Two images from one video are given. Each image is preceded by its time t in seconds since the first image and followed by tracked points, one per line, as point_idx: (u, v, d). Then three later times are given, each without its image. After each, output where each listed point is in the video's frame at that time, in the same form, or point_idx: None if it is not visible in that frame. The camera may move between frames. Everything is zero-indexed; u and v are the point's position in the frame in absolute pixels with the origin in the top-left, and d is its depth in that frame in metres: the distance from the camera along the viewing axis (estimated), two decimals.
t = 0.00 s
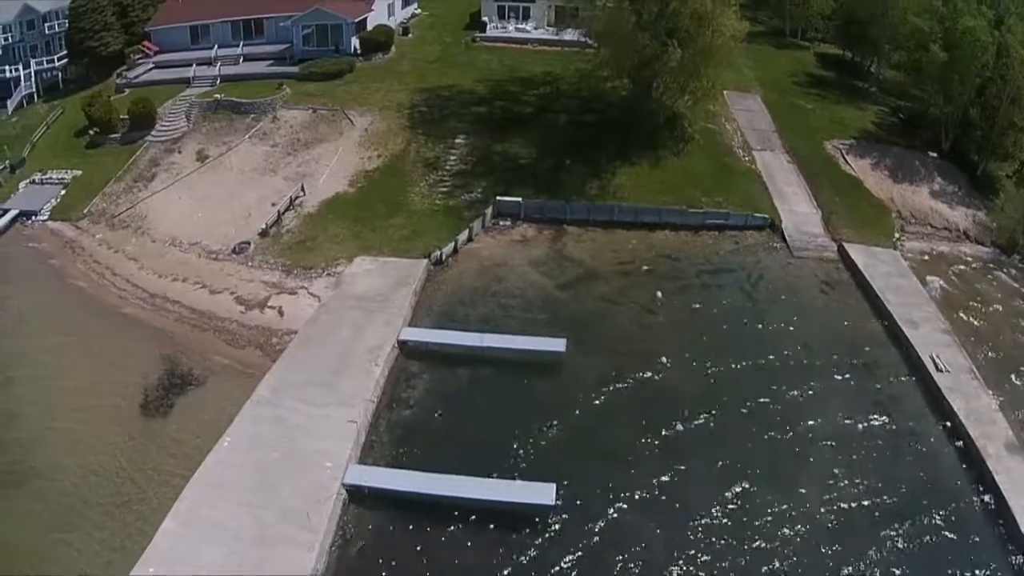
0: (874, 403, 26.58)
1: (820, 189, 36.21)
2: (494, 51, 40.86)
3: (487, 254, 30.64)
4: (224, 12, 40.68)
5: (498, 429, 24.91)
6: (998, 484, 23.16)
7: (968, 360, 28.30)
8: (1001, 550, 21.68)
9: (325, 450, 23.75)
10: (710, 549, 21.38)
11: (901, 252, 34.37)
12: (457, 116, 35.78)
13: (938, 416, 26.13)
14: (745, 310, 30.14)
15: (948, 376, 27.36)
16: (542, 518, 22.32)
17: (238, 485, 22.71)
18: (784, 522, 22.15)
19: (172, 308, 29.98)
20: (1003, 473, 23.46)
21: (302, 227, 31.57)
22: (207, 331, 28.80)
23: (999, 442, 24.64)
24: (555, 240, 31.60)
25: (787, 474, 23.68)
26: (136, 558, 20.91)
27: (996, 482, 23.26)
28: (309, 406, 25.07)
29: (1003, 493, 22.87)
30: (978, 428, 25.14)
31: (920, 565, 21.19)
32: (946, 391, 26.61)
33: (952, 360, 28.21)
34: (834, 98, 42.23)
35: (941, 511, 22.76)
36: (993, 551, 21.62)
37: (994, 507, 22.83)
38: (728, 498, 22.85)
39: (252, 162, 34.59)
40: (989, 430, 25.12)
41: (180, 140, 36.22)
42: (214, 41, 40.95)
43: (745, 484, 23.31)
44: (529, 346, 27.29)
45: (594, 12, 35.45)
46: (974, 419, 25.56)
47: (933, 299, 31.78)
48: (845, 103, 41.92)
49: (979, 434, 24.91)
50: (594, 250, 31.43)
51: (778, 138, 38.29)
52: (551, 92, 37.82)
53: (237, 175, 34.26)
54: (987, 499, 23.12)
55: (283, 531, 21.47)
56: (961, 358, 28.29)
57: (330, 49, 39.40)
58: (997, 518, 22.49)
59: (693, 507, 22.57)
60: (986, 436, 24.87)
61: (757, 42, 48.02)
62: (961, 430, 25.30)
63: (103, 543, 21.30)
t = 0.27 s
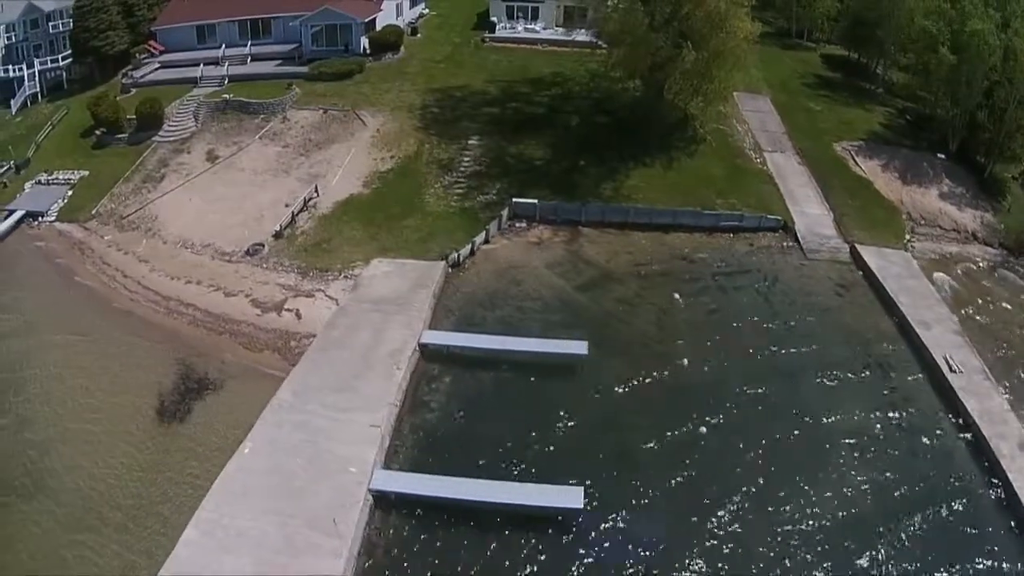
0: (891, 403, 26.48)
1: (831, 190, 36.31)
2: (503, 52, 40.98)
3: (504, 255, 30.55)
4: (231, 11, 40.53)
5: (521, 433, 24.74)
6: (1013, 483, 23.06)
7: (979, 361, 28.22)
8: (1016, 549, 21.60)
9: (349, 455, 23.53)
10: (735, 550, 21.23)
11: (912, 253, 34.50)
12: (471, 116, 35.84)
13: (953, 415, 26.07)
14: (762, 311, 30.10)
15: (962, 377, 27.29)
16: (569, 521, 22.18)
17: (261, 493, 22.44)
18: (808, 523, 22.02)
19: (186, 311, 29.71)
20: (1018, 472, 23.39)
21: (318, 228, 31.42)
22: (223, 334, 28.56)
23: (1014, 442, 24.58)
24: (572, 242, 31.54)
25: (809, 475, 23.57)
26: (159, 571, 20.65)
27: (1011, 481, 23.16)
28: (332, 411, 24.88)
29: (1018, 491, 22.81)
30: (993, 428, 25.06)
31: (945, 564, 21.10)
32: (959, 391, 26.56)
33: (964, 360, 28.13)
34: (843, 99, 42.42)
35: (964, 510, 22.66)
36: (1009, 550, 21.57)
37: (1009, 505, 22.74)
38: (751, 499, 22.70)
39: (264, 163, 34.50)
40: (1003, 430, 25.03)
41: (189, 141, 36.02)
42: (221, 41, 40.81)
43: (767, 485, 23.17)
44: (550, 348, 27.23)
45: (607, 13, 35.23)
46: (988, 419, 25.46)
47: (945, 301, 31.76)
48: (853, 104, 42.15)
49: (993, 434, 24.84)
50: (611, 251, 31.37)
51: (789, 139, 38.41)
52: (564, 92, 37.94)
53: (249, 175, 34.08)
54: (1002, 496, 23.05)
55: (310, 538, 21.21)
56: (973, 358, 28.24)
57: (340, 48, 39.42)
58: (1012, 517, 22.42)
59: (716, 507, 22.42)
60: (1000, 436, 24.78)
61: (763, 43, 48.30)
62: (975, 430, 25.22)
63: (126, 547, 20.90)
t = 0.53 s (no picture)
0: (907, 404, 26.34)
1: (844, 192, 36.39)
2: (512, 52, 41.54)
3: (522, 256, 30.69)
4: (240, 11, 40.81)
5: (547, 435, 24.52)
6: None
7: (991, 361, 28.08)
8: None
9: (375, 460, 23.18)
10: (766, 555, 20.97)
11: (923, 253, 34.59)
12: (485, 117, 36.26)
13: (967, 416, 25.97)
14: (780, 313, 30.02)
15: (975, 378, 27.14)
16: (600, 525, 21.90)
17: (287, 499, 21.95)
18: (837, 527, 21.79)
19: (202, 313, 29.29)
20: None
21: (335, 229, 31.48)
22: (241, 337, 28.19)
23: None
24: (588, 243, 31.63)
25: (832, 477, 23.42)
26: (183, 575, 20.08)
27: None
28: (357, 415, 24.59)
29: None
30: (1008, 429, 24.91)
31: (975, 567, 20.94)
32: (973, 391, 26.46)
33: (976, 361, 28.00)
34: (852, 101, 42.71)
35: (990, 513, 22.51)
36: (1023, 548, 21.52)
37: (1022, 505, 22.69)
38: (779, 506, 22.46)
39: (277, 162, 34.63)
40: (1019, 430, 24.87)
41: (199, 141, 35.90)
42: (228, 40, 41.10)
43: (794, 491, 22.94)
44: (573, 351, 27.16)
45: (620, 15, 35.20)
46: (1003, 420, 25.33)
47: (957, 303, 31.64)
48: (862, 105, 42.44)
49: (1008, 435, 24.70)
50: (629, 253, 31.45)
51: (800, 141, 38.65)
52: (576, 92, 38.36)
53: (262, 175, 34.09)
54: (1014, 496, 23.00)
55: (340, 543, 20.73)
56: (986, 358, 28.13)
57: (351, 48, 39.93)
58: None
59: (745, 512, 22.16)
60: (1015, 436, 24.65)
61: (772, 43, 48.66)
62: (989, 431, 25.09)
63: (147, 553, 20.39)
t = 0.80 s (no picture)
0: (923, 404, 26.26)
1: (856, 192, 36.44)
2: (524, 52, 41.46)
3: (542, 256, 30.61)
4: (248, 9, 40.49)
5: (572, 437, 24.36)
6: None
7: (1004, 362, 27.99)
8: None
9: (402, 463, 22.94)
10: (793, 556, 20.89)
11: (936, 254, 34.64)
12: (502, 116, 36.21)
13: (982, 415, 25.91)
14: (798, 313, 29.94)
15: (989, 377, 27.10)
16: (628, 527, 21.76)
17: (314, 504, 21.67)
18: (862, 529, 21.71)
19: (220, 315, 28.96)
20: None
21: (352, 228, 31.33)
22: (259, 338, 27.92)
23: None
24: (607, 244, 31.59)
25: (853, 476, 23.37)
26: None
27: None
28: (382, 418, 24.30)
29: None
30: None
31: (999, 568, 20.89)
32: (988, 391, 26.39)
33: (990, 361, 27.92)
34: (862, 102, 42.78)
35: (1013, 513, 22.42)
36: None
37: None
38: (804, 507, 22.33)
39: (291, 161, 34.45)
40: None
41: (209, 140, 35.66)
42: (237, 39, 40.73)
43: (819, 492, 22.81)
44: (596, 352, 27.05)
45: (635, 16, 35.19)
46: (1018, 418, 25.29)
47: (970, 304, 31.57)
48: (871, 105, 42.61)
49: None
50: (648, 254, 31.43)
51: (812, 142, 38.80)
52: (590, 92, 38.46)
53: (276, 175, 33.89)
54: None
55: (369, 549, 20.48)
56: (999, 359, 28.06)
57: (362, 47, 39.85)
58: None
59: (769, 513, 22.08)
60: None
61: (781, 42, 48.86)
62: (1004, 430, 25.05)
63: (170, 557, 20.63)
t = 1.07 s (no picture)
0: (939, 404, 26.07)
1: (870, 194, 36.48)
2: (537, 52, 41.66)
3: (563, 257, 30.58)
4: (260, 7, 40.77)
5: (598, 438, 24.15)
6: None
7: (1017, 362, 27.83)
8: None
9: (432, 465, 22.67)
10: (821, 558, 20.81)
11: (950, 256, 34.60)
12: (519, 117, 36.29)
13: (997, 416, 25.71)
14: (817, 313, 29.84)
15: (1004, 377, 26.89)
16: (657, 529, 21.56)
17: (343, 507, 21.35)
18: (889, 530, 21.62)
19: (240, 317, 28.62)
20: None
21: (370, 228, 31.22)
22: (280, 340, 27.65)
23: None
24: (626, 245, 31.56)
25: (876, 477, 23.31)
26: None
27: None
28: (410, 421, 24.02)
29: None
30: None
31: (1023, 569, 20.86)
32: (1004, 391, 26.19)
33: (1005, 361, 27.71)
34: (873, 103, 42.95)
35: None
36: None
37: None
38: (831, 510, 22.15)
39: (308, 161, 34.39)
40: None
41: (222, 139, 35.49)
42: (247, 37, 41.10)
43: (845, 495, 22.65)
44: (621, 353, 26.94)
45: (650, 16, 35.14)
46: None
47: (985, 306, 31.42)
48: (882, 106, 42.82)
49: None
50: (667, 255, 31.40)
51: (825, 144, 38.96)
52: (605, 92, 38.67)
53: (292, 174, 33.73)
54: None
55: (400, 553, 20.19)
56: (1012, 359, 27.88)
57: (374, 46, 39.99)
58: None
59: (794, 514, 22.00)
60: None
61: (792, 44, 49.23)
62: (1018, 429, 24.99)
63: (193, 563, 20.20)
